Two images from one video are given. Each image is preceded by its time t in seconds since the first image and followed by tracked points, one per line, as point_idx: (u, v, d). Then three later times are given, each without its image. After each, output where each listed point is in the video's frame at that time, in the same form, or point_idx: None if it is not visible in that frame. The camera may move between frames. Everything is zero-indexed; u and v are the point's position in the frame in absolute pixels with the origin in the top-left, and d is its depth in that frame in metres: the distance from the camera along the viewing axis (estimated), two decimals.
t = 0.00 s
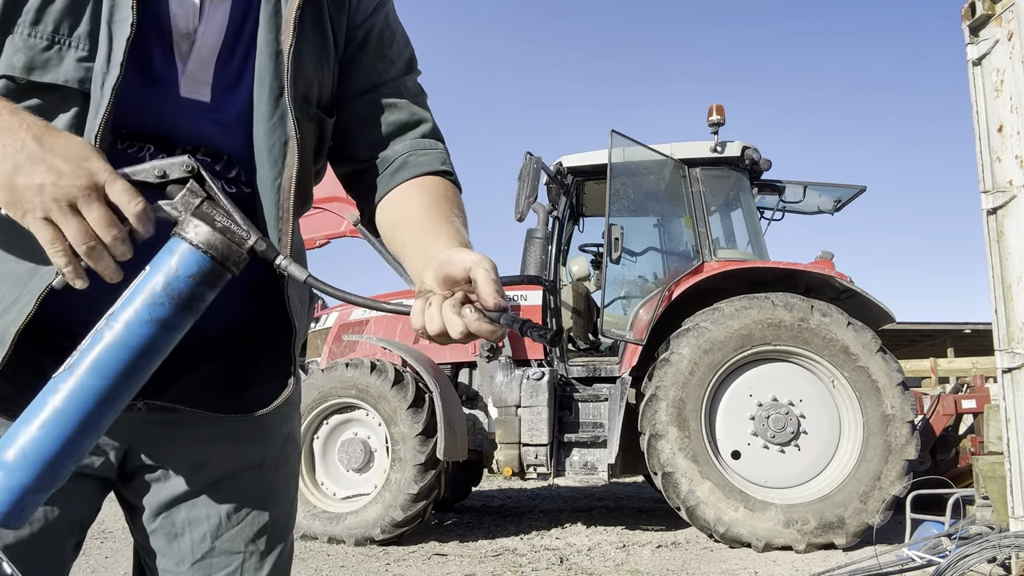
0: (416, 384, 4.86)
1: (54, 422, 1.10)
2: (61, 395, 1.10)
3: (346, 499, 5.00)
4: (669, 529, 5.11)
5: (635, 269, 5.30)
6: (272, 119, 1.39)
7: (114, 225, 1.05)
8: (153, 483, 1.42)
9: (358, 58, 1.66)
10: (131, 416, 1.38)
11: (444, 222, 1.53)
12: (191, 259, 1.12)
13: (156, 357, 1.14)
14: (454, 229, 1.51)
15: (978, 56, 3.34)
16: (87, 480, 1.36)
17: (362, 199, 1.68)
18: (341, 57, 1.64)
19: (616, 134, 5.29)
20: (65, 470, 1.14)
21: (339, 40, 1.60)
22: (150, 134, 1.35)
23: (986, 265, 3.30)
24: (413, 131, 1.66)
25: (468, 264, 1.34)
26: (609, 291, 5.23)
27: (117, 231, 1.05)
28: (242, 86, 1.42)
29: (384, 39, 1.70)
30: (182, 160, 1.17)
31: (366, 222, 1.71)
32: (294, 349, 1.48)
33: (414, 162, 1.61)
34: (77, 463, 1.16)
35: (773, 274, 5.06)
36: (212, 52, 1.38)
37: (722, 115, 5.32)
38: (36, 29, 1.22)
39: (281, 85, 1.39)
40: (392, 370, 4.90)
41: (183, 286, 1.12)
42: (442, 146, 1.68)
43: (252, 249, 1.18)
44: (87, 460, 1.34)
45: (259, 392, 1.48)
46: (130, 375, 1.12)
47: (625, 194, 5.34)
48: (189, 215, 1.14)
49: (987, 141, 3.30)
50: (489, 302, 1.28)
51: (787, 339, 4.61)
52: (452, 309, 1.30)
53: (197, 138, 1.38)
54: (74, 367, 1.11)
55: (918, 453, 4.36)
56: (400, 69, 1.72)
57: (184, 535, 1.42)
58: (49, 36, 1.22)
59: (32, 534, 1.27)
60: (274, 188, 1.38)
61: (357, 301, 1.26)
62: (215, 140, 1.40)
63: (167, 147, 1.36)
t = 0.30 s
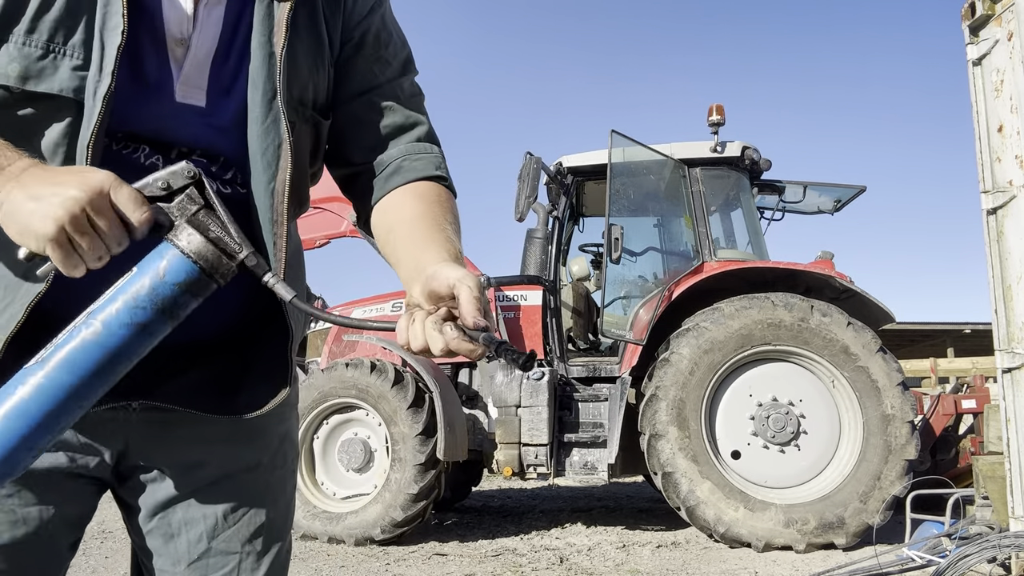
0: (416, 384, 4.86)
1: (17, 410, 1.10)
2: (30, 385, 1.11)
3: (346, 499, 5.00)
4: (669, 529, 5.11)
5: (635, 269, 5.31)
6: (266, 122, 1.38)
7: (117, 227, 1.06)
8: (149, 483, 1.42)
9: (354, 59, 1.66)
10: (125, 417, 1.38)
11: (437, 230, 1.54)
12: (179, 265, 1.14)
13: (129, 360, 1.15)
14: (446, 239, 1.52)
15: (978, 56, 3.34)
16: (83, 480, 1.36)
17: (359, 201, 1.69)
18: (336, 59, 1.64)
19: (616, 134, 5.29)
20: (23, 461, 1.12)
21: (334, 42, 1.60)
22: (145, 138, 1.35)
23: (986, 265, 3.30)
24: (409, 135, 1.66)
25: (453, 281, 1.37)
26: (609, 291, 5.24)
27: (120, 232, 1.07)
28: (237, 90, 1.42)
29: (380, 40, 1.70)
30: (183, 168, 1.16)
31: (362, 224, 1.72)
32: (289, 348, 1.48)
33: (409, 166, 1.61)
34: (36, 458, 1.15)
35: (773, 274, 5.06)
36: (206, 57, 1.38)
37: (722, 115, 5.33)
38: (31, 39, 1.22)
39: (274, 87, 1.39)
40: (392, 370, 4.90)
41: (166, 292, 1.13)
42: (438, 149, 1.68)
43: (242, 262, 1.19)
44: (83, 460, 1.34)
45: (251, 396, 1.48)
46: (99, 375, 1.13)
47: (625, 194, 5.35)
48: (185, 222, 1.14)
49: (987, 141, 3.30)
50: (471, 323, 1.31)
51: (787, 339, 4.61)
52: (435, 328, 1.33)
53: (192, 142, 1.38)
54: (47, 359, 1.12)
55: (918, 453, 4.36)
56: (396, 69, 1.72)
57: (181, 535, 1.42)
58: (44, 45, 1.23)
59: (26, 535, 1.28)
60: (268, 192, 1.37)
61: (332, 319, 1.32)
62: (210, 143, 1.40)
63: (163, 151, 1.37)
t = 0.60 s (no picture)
0: (416, 384, 4.86)
1: (59, 440, 1.11)
2: (63, 413, 1.11)
3: (346, 499, 5.00)
4: (669, 529, 5.12)
5: (635, 269, 5.31)
6: (270, 125, 1.39)
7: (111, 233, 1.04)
8: (151, 483, 1.42)
9: (358, 63, 1.66)
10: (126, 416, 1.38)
11: (441, 229, 1.53)
12: (177, 266, 1.12)
13: (153, 368, 1.14)
14: (449, 239, 1.52)
15: (978, 56, 3.34)
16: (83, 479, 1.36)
17: (365, 204, 1.70)
18: (341, 63, 1.64)
19: (616, 134, 5.29)
20: (77, 488, 1.14)
21: (339, 46, 1.60)
22: (148, 138, 1.35)
23: (986, 265, 3.30)
24: (412, 136, 1.66)
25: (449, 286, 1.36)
26: (609, 291, 5.24)
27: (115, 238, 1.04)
28: (242, 93, 1.43)
29: (386, 44, 1.69)
30: (159, 167, 1.15)
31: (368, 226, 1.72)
32: (291, 349, 1.48)
33: (413, 168, 1.61)
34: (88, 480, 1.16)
35: (773, 274, 5.06)
36: (212, 60, 1.38)
37: (722, 115, 5.32)
38: (35, 37, 1.22)
39: (279, 92, 1.40)
40: (392, 370, 4.90)
41: (172, 294, 1.12)
42: (442, 150, 1.68)
43: (238, 251, 1.16)
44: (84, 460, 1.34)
45: (254, 395, 1.48)
46: (129, 388, 1.13)
47: (625, 194, 5.35)
48: (171, 221, 1.13)
49: (987, 141, 3.30)
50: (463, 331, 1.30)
51: (787, 339, 4.61)
52: (428, 332, 1.33)
53: (194, 143, 1.38)
54: (72, 386, 1.12)
55: (918, 453, 4.36)
56: (401, 73, 1.71)
57: (182, 535, 1.42)
58: (48, 44, 1.23)
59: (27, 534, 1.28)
60: (269, 195, 1.38)
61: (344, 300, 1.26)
62: (213, 145, 1.40)
63: (165, 151, 1.37)
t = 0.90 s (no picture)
0: (416, 384, 4.86)
1: (71, 422, 1.10)
2: (77, 395, 1.10)
3: (346, 499, 5.00)
4: (669, 529, 5.11)
5: (635, 269, 5.31)
6: (280, 133, 1.40)
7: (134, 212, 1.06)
8: (156, 481, 1.42)
9: (366, 71, 1.66)
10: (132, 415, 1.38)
11: (451, 234, 1.54)
12: (201, 256, 1.14)
13: (170, 355, 1.14)
14: (461, 241, 1.53)
15: (978, 56, 3.34)
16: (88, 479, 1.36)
17: (372, 210, 1.70)
18: (349, 71, 1.64)
19: (616, 134, 5.30)
20: (86, 470, 1.13)
21: (348, 54, 1.60)
22: (159, 141, 1.34)
23: (986, 265, 3.30)
24: (420, 142, 1.67)
25: (468, 289, 1.37)
26: (609, 291, 5.24)
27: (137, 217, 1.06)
28: (251, 101, 1.44)
29: (393, 53, 1.70)
30: (188, 161, 1.17)
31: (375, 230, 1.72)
32: (295, 350, 1.50)
33: (422, 172, 1.62)
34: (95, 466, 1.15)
35: (773, 274, 5.06)
36: (224, 66, 1.39)
37: (722, 115, 5.33)
38: (51, 38, 1.23)
39: (290, 100, 1.41)
40: (392, 370, 4.90)
41: (195, 284, 1.13)
42: (450, 155, 1.68)
43: (260, 247, 1.18)
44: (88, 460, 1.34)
45: (256, 395, 1.49)
46: (144, 375, 1.13)
47: (625, 194, 5.35)
48: (198, 214, 1.15)
49: (987, 141, 3.30)
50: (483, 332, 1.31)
51: (787, 339, 4.61)
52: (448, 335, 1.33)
53: (205, 148, 1.38)
54: (89, 368, 1.11)
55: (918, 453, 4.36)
56: (408, 81, 1.72)
57: (184, 533, 1.42)
58: (64, 46, 1.24)
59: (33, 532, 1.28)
60: (279, 202, 1.39)
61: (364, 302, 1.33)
62: (223, 150, 1.41)
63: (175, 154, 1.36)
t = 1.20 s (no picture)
0: (416, 384, 4.86)
1: (48, 391, 1.12)
2: (57, 364, 1.12)
3: (346, 499, 5.00)
4: (669, 529, 5.11)
5: (635, 269, 5.31)
6: (287, 133, 1.40)
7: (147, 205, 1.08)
8: (161, 481, 1.42)
9: (369, 70, 1.66)
10: (136, 415, 1.38)
11: (449, 228, 1.55)
12: (196, 245, 1.13)
13: (153, 337, 1.15)
14: (459, 236, 1.53)
15: (978, 56, 3.33)
16: (92, 480, 1.36)
17: (375, 208, 1.71)
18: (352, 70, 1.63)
19: (616, 134, 5.29)
20: (60, 437, 1.15)
21: (350, 54, 1.60)
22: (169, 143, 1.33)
23: (986, 265, 3.30)
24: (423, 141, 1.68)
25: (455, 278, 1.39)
26: (609, 291, 5.24)
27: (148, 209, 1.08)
28: (258, 103, 1.43)
29: (395, 51, 1.69)
30: (197, 144, 1.17)
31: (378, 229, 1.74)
32: (300, 354, 1.48)
33: (424, 171, 1.63)
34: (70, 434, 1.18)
35: (773, 274, 5.06)
36: (230, 68, 1.39)
37: (722, 115, 5.32)
38: (61, 47, 1.23)
39: (295, 101, 1.42)
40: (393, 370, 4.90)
41: (185, 271, 1.13)
42: (452, 153, 1.70)
43: (258, 239, 1.18)
44: (93, 461, 1.34)
45: (261, 394, 1.49)
46: (126, 353, 1.14)
47: (625, 194, 5.35)
48: (202, 200, 1.14)
49: (987, 142, 3.30)
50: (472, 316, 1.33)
51: (787, 339, 4.61)
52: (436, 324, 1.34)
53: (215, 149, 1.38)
54: (72, 341, 1.13)
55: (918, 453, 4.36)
56: (409, 80, 1.71)
57: (188, 532, 1.42)
58: (74, 54, 1.24)
59: (37, 533, 1.29)
60: (287, 203, 1.38)
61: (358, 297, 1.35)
62: (231, 153, 1.40)
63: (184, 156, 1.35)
